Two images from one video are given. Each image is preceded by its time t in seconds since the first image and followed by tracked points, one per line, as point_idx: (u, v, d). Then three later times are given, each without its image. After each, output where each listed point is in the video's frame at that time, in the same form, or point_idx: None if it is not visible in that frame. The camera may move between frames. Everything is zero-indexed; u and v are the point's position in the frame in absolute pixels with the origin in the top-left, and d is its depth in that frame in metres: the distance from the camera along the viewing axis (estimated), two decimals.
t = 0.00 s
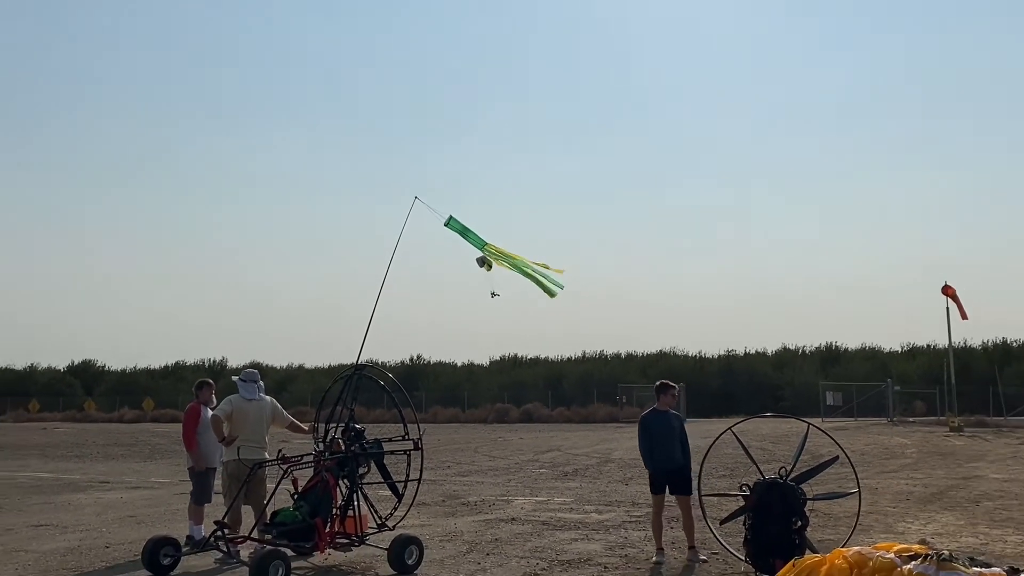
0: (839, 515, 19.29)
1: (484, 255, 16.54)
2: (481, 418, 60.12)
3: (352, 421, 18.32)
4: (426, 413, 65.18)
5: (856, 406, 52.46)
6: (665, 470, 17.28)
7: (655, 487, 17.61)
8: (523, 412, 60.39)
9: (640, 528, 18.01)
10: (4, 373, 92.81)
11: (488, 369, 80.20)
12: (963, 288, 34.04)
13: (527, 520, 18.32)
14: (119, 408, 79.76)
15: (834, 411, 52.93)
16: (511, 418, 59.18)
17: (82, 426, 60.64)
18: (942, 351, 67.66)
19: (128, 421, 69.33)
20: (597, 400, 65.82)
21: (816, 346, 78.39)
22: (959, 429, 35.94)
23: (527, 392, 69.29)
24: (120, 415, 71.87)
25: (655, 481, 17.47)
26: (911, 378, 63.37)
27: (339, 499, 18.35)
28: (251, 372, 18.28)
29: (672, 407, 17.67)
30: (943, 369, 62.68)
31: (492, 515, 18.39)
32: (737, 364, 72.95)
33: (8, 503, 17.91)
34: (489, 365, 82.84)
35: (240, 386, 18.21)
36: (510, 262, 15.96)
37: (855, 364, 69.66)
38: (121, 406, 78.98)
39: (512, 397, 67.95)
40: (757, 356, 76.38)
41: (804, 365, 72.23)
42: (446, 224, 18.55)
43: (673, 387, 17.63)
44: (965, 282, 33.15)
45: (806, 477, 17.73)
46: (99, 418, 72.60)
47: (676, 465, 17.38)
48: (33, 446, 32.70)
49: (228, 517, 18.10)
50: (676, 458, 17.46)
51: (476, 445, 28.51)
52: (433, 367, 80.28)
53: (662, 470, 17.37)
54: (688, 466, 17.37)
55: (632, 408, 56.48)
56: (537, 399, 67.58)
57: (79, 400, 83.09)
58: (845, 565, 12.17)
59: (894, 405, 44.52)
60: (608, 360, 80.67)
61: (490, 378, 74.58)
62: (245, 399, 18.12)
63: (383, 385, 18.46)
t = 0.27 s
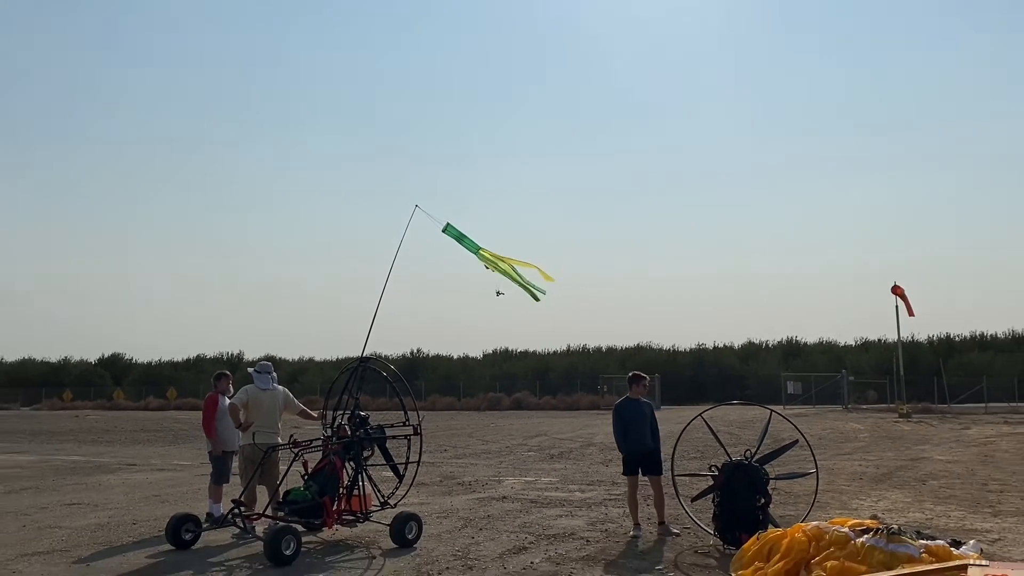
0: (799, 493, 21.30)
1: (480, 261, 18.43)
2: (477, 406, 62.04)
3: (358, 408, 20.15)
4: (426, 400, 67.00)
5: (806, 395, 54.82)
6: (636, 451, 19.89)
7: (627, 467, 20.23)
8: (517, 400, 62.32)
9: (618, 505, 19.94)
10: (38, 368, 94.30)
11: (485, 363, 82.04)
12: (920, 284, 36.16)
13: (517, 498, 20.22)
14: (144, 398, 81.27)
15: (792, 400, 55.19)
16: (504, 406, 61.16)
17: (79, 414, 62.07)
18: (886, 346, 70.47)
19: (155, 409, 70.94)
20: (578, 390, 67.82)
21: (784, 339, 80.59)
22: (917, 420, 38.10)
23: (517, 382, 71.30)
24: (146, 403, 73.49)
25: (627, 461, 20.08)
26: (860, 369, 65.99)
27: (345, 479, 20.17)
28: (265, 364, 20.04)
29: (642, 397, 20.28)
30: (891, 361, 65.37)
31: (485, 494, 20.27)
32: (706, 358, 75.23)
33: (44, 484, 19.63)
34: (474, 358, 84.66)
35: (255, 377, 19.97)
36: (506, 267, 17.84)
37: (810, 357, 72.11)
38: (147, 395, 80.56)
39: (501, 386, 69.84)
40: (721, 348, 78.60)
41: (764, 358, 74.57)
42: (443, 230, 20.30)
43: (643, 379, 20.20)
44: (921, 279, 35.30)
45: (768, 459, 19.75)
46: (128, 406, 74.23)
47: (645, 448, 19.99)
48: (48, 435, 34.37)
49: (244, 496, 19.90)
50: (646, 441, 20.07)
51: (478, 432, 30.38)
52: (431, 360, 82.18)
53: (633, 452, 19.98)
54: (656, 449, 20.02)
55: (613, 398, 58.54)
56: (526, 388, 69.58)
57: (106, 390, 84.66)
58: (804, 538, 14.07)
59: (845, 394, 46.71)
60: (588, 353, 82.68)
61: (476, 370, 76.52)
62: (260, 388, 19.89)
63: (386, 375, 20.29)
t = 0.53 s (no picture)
0: (818, 514, 19.33)
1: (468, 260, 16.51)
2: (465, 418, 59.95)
3: (331, 421, 18.19)
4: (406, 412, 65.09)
5: (829, 405, 52.60)
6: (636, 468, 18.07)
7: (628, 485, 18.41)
8: (504, 411, 60.44)
9: (618, 527, 17.97)
10: None
11: (471, 370, 79.90)
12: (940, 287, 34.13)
13: (507, 520, 18.25)
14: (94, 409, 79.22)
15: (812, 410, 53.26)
16: (491, 417, 59.22)
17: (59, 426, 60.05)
18: (915, 352, 68.11)
19: (102, 421, 68.90)
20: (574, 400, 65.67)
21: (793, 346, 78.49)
22: (937, 430, 36.06)
23: (507, 391, 69.42)
24: (94, 415, 71.49)
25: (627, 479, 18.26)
26: (887, 378, 63.75)
27: (317, 499, 18.21)
28: (228, 371, 18.10)
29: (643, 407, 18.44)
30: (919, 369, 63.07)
31: (471, 515, 18.31)
32: (719, 363, 73.18)
33: None
34: (468, 365, 82.58)
35: (216, 386, 18.03)
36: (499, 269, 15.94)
37: (831, 364, 69.89)
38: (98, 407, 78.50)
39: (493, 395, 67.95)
40: (732, 355, 76.42)
41: (780, 364, 72.34)
42: (427, 224, 18.27)
43: (644, 387, 18.35)
44: (944, 281, 33.27)
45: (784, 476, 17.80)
46: (75, 419, 72.08)
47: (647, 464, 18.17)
48: (11, 447, 32.41)
49: (205, 518, 17.96)
50: (648, 457, 18.25)
51: (461, 445, 28.39)
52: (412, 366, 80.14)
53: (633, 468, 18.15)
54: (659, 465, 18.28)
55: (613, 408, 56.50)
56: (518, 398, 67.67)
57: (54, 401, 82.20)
58: (823, 564, 11.65)
59: (871, 403, 44.57)
60: (587, 359, 80.63)
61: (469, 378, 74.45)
62: (222, 399, 17.95)
63: (362, 384, 18.35)
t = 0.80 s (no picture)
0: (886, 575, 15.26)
1: (453, 260, 13.02)
2: (439, 455, 55.82)
3: (266, 457, 14.25)
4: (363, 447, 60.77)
5: (915, 437, 47.50)
6: (655, 516, 14.06)
7: (644, 541, 14.35)
8: (486, 445, 56.32)
9: None
10: None
11: (445, 390, 75.21)
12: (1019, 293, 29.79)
13: None
14: None
15: (881, 442, 48.76)
16: (471, 453, 55.08)
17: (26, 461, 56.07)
18: (1009, 366, 62.55)
19: None
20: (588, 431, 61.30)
21: (829, 363, 73.81)
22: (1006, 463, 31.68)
23: (491, 420, 66.07)
24: None
25: (644, 532, 14.22)
26: (977, 403, 58.46)
27: (248, 556, 14.27)
28: (136, 395, 14.24)
29: (662, 440, 14.48)
30: (1013, 393, 57.74)
31: None
32: (758, 386, 68.66)
33: None
34: (448, 386, 77.51)
35: (120, 412, 14.15)
36: (499, 274, 12.48)
37: (907, 384, 64.62)
38: None
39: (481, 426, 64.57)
40: (783, 373, 71.52)
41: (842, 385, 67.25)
42: (388, 206, 14.39)
43: (664, 414, 14.41)
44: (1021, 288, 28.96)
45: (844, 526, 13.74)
46: None
47: (669, 512, 14.17)
48: None
49: None
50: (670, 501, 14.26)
51: (436, 487, 24.36)
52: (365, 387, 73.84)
53: (651, 518, 14.14)
54: (684, 512, 14.31)
55: (626, 439, 51.99)
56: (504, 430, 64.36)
57: None
58: None
59: (953, 434, 39.97)
60: (599, 378, 76.09)
61: (475, 398, 70.14)
62: (127, 428, 14.05)
63: (307, 411, 14.42)
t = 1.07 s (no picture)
0: None
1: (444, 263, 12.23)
2: (417, 467, 54.49)
3: (228, 470, 13.21)
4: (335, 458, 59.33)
5: (929, 447, 46.14)
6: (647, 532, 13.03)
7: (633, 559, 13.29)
8: (467, 456, 54.97)
9: None
10: None
11: (421, 397, 73.39)
12: None
13: None
14: None
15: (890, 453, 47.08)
16: (451, 465, 53.84)
17: None
18: None
19: None
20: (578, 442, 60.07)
21: (826, 370, 72.73)
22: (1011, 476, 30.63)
23: (473, 428, 64.92)
24: None
25: (634, 549, 13.17)
26: (992, 412, 57.06)
27: None
28: (86, 402, 13.18)
29: (653, 450, 13.46)
30: None
31: None
32: (760, 394, 67.38)
33: None
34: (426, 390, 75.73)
35: (69, 422, 13.08)
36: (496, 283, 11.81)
37: (919, 390, 63.21)
38: None
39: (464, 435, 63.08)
40: (787, 380, 70.28)
41: (849, 393, 65.98)
42: (361, 199, 13.42)
43: (655, 423, 13.39)
44: None
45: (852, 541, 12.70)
46: None
47: (661, 527, 13.15)
48: None
49: None
50: (663, 516, 13.24)
51: (412, 501, 23.24)
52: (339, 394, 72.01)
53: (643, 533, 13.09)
54: (678, 529, 13.31)
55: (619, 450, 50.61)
56: (488, 437, 63.02)
57: None
58: None
59: (966, 444, 38.78)
60: (592, 385, 74.70)
61: (459, 405, 68.89)
62: (77, 439, 12.99)
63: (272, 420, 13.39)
